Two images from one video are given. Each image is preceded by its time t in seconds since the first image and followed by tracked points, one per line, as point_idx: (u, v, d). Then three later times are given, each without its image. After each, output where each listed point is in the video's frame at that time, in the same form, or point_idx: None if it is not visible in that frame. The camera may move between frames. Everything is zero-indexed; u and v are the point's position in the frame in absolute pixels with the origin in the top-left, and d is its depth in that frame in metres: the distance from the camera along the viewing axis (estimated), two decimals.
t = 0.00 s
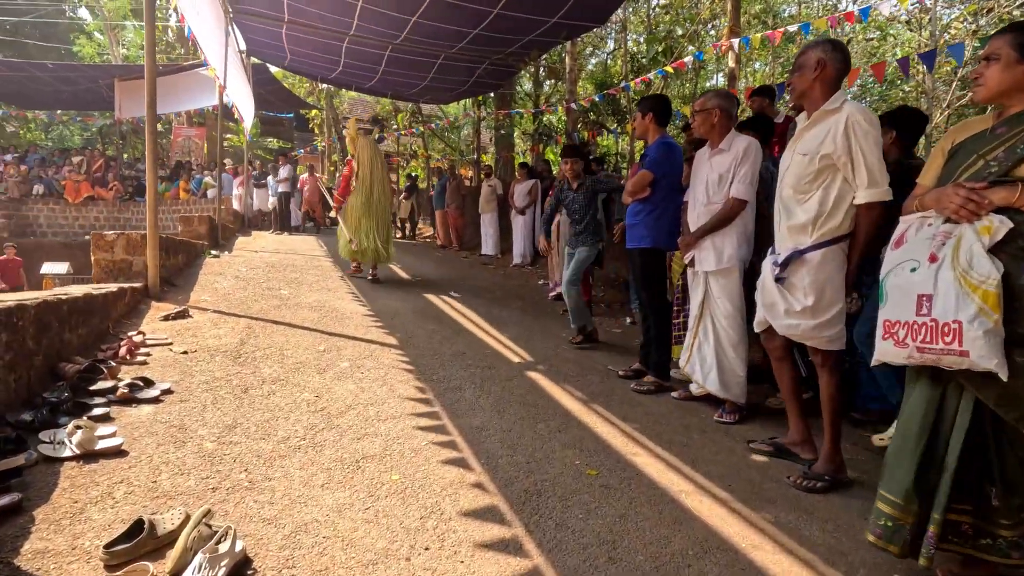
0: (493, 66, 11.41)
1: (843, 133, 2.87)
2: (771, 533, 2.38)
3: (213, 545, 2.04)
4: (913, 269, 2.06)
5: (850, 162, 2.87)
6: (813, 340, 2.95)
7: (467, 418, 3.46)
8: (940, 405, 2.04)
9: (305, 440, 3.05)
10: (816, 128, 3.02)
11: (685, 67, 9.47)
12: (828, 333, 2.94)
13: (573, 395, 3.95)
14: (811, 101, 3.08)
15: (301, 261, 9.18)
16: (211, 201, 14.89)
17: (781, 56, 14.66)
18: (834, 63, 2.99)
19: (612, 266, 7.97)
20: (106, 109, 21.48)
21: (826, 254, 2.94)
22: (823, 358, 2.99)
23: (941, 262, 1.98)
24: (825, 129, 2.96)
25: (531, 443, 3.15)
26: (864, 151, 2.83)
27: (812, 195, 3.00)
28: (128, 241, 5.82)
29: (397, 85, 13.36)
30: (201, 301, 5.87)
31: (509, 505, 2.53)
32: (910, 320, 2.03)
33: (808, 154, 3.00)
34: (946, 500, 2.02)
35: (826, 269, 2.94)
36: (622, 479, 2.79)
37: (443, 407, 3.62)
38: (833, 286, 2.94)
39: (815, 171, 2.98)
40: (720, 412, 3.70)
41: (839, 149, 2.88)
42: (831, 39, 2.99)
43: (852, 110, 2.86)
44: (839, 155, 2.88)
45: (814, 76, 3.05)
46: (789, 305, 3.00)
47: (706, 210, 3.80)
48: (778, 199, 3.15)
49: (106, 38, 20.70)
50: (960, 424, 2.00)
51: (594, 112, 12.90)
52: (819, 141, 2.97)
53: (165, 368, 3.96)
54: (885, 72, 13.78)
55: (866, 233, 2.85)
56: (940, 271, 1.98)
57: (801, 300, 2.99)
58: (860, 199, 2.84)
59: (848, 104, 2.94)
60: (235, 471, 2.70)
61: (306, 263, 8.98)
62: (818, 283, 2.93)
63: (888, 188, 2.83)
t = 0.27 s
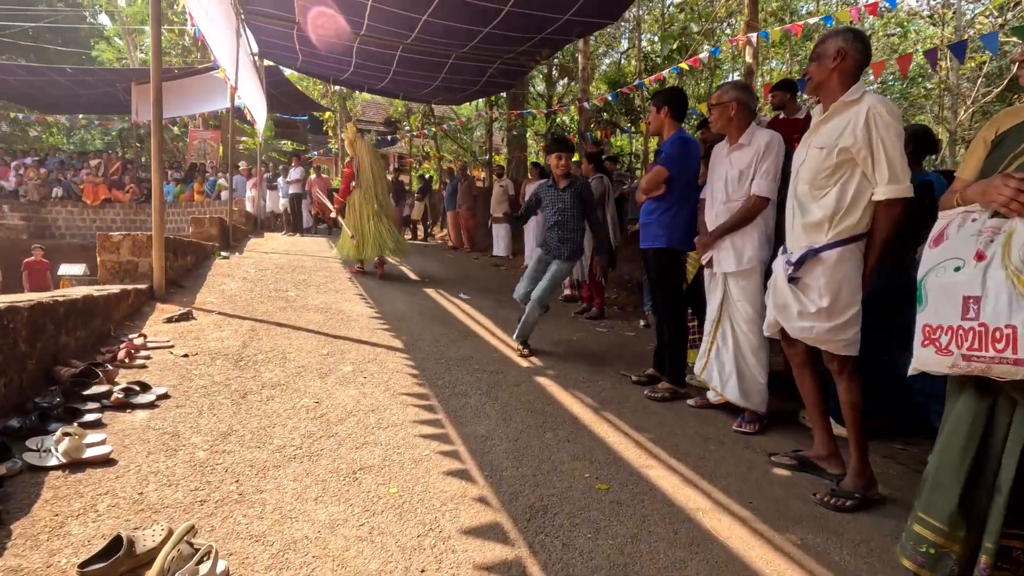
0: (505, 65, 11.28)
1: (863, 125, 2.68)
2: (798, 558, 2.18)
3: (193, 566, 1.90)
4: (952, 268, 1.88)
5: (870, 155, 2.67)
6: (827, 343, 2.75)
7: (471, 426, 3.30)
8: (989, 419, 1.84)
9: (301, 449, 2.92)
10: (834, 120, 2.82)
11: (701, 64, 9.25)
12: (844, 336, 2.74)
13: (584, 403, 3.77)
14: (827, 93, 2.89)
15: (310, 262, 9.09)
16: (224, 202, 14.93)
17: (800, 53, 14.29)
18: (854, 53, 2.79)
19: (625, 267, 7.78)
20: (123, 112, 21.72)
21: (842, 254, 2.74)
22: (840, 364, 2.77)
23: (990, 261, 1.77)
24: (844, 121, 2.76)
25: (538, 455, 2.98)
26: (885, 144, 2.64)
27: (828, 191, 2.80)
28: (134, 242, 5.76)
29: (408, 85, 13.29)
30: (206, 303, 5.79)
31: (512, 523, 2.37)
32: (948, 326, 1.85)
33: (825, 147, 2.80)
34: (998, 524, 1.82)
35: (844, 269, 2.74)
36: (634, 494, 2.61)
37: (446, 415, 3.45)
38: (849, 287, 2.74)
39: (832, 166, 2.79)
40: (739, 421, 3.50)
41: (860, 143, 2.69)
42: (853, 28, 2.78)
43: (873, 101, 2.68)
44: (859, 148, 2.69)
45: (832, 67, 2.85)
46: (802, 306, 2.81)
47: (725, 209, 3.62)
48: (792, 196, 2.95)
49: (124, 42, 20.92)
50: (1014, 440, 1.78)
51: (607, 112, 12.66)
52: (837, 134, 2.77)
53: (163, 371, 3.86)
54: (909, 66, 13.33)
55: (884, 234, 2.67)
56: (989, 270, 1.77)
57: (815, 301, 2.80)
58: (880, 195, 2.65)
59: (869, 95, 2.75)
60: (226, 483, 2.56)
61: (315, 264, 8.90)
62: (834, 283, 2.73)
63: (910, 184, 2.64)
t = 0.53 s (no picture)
0: (514, 66, 11.12)
1: (883, 127, 2.48)
2: None
3: None
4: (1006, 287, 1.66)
5: (891, 159, 2.47)
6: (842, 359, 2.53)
7: (473, 445, 3.13)
8: None
9: (293, 471, 2.76)
10: (851, 122, 2.62)
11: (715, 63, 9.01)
12: (860, 352, 2.53)
13: (593, 419, 3.59)
14: (843, 93, 2.67)
15: (317, 267, 8.99)
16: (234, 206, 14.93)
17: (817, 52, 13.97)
18: (871, 53, 2.58)
19: (637, 273, 7.57)
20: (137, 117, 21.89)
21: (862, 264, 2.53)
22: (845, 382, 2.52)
23: None
24: (863, 123, 2.56)
25: (544, 478, 2.79)
26: (907, 146, 2.44)
27: (845, 197, 2.59)
28: (135, 248, 5.67)
29: (417, 87, 13.18)
30: (208, 309, 5.68)
31: (514, 557, 2.19)
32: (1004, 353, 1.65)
33: (843, 150, 2.59)
34: None
35: (862, 280, 2.53)
36: (647, 524, 2.42)
37: (447, 431, 3.29)
38: (867, 300, 2.54)
39: (850, 170, 2.58)
40: (759, 440, 3.28)
41: (880, 145, 2.48)
42: (871, 25, 2.57)
43: (893, 101, 2.48)
44: (879, 151, 2.48)
45: (848, 66, 2.64)
46: (817, 317, 2.61)
47: (742, 214, 3.41)
48: (807, 202, 2.73)
49: (138, 47, 21.08)
50: None
51: (618, 113, 12.44)
52: (856, 136, 2.56)
53: (157, 383, 3.73)
54: (930, 65, 12.96)
55: (905, 243, 2.47)
56: None
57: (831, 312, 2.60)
58: (901, 201, 2.44)
59: (887, 95, 2.55)
60: (210, 508, 2.41)
61: (322, 269, 8.79)
62: (852, 293, 2.52)
63: (933, 190, 2.44)
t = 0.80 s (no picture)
0: (526, 69, 11.01)
1: (915, 128, 2.31)
2: None
3: None
4: None
5: (925, 162, 2.29)
6: (877, 373, 2.30)
7: (486, 463, 2.99)
8: None
9: (297, 490, 2.63)
10: (880, 125, 2.45)
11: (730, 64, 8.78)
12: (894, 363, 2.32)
13: (610, 434, 3.44)
14: (869, 95, 2.50)
15: (327, 272, 8.90)
16: (245, 210, 14.97)
17: (833, 52, 13.68)
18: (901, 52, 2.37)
19: (651, 278, 7.39)
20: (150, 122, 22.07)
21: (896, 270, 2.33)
22: (869, 397, 2.32)
23: None
24: (893, 124, 2.39)
25: (560, 500, 2.65)
26: (942, 147, 2.27)
27: (877, 203, 2.41)
28: (143, 254, 5.62)
29: (427, 91, 13.13)
30: (215, 316, 5.60)
31: None
32: None
33: (872, 153, 2.42)
34: None
35: (897, 290, 2.34)
36: (671, 552, 2.27)
37: (458, 447, 3.15)
38: (901, 310, 2.35)
39: (880, 174, 2.40)
40: (786, 458, 3.10)
41: (912, 147, 2.31)
42: (901, 23, 2.38)
43: (926, 101, 2.31)
44: (912, 153, 2.30)
45: (875, 67, 2.44)
46: (846, 329, 2.41)
47: (766, 220, 3.25)
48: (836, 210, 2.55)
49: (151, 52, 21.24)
50: None
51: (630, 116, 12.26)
52: (885, 139, 2.39)
53: (160, 394, 3.63)
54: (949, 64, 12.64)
55: (942, 249, 2.28)
56: None
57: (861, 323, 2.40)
58: (937, 206, 2.26)
59: (919, 95, 2.38)
60: (209, 532, 2.29)
61: (331, 274, 8.71)
62: (886, 303, 2.33)
63: (973, 192, 2.26)
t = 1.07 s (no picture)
0: (538, 70, 10.88)
1: (966, 116, 2.08)
2: None
3: None
4: None
5: (979, 153, 2.06)
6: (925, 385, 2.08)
7: (508, 474, 2.86)
8: None
9: (310, 504, 2.50)
10: (926, 114, 2.22)
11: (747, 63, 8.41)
12: (947, 376, 2.08)
13: (635, 444, 3.28)
14: (915, 83, 2.27)
15: (338, 274, 8.81)
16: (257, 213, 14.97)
17: (850, 50, 13.43)
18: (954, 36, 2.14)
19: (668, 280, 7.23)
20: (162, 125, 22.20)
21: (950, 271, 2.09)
22: (927, 411, 2.14)
23: None
24: (941, 113, 2.16)
25: (587, 516, 2.51)
26: (998, 136, 2.03)
27: (922, 198, 2.17)
28: (153, 257, 5.54)
29: (438, 93, 13.04)
30: (226, 319, 5.51)
31: None
32: None
33: (917, 144, 2.19)
34: None
35: (948, 293, 2.09)
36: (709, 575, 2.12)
37: (477, 457, 3.01)
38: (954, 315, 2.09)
39: (926, 166, 2.17)
40: (824, 471, 2.94)
41: (963, 137, 2.08)
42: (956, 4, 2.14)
43: (979, 85, 2.08)
44: (963, 143, 2.07)
45: (925, 52, 2.20)
46: (891, 336, 2.18)
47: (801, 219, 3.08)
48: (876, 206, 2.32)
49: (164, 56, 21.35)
50: None
51: (642, 116, 12.09)
52: (933, 129, 2.16)
53: (170, 400, 3.53)
54: (968, 62, 12.36)
55: (999, 248, 2.03)
56: None
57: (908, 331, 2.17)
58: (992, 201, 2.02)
59: (971, 81, 2.14)
60: (218, 549, 2.16)
61: (343, 277, 8.61)
62: (935, 308, 2.08)
63: None
